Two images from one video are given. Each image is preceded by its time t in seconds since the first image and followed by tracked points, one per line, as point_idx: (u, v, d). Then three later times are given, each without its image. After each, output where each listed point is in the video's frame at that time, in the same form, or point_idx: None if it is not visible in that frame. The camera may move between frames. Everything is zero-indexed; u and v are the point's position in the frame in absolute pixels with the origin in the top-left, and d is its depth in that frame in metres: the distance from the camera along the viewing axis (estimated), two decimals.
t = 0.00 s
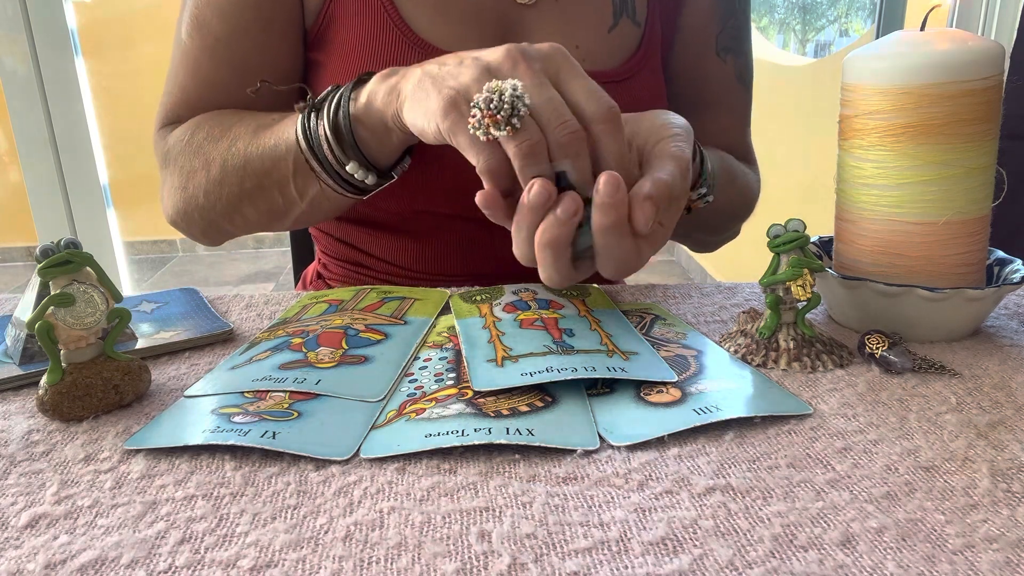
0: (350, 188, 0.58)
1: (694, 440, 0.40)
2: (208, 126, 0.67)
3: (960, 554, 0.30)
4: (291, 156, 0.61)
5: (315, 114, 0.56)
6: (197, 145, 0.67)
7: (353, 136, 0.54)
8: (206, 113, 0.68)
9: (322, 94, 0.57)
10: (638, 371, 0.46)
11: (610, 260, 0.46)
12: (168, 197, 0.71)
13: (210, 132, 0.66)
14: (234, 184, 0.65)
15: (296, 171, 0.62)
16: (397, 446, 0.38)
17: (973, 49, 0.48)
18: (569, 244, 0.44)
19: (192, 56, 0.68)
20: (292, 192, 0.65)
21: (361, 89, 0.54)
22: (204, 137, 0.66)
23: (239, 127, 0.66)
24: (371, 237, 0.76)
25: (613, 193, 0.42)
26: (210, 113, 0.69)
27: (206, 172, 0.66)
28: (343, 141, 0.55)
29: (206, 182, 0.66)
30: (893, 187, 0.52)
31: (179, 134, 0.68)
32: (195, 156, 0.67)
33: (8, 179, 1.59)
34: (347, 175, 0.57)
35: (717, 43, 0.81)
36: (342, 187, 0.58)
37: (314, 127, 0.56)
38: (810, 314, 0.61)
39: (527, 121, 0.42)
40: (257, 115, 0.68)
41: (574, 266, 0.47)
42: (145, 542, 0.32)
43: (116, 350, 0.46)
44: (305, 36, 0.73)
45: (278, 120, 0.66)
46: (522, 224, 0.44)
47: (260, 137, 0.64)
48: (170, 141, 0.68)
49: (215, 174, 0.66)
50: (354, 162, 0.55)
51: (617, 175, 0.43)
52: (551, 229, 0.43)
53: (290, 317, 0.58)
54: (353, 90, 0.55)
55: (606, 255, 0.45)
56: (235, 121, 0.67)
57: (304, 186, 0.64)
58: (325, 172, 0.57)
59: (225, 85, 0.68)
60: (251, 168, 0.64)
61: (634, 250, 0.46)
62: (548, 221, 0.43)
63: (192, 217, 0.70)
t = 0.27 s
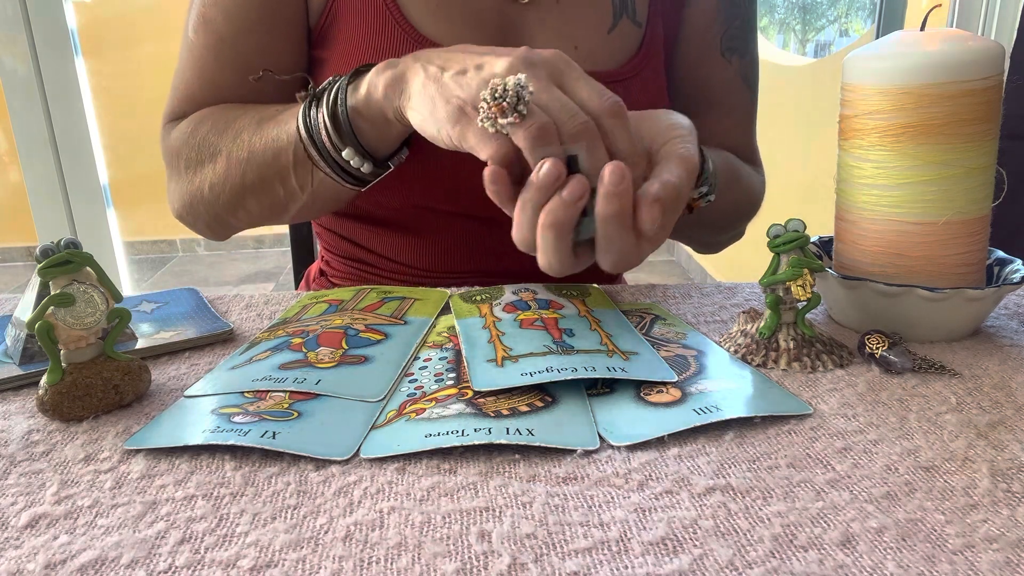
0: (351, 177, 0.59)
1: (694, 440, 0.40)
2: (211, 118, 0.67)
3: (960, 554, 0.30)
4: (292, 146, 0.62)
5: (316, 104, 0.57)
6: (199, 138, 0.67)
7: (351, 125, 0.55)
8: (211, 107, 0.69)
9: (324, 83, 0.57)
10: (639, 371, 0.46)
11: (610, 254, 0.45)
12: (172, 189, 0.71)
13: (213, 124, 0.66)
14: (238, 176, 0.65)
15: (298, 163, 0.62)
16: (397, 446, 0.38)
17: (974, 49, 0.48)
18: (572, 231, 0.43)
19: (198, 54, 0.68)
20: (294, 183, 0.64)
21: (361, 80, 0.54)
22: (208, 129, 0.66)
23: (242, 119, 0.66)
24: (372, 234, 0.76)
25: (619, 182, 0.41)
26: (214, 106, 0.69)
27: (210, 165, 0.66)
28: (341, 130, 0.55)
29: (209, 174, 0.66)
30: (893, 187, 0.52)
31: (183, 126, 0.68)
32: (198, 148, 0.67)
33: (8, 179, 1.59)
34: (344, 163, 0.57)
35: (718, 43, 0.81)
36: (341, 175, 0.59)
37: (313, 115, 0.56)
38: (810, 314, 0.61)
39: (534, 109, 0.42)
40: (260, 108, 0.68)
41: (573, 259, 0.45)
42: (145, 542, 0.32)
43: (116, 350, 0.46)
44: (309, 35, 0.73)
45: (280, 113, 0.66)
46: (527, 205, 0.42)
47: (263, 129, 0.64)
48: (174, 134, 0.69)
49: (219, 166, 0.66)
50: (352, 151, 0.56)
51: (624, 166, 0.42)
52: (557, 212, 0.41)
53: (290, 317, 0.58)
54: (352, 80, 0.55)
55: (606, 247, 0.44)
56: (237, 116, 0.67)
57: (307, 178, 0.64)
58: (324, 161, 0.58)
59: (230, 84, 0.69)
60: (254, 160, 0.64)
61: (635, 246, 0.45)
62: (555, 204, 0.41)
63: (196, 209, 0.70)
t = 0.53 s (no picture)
0: (343, 180, 0.59)
1: (694, 440, 0.40)
2: (211, 120, 0.67)
3: (960, 554, 0.30)
4: (287, 150, 0.62)
5: (307, 108, 0.57)
6: (196, 139, 0.67)
7: (341, 130, 0.55)
8: (211, 109, 0.69)
9: (314, 87, 0.57)
10: (638, 370, 0.46)
11: (585, 264, 0.46)
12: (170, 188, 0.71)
13: (212, 127, 0.66)
14: (237, 178, 0.65)
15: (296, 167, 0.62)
16: (397, 446, 0.38)
17: (974, 49, 0.48)
18: (550, 241, 0.44)
19: (198, 55, 0.68)
20: (290, 186, 0.65)
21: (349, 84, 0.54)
22: (207, 132, 0.66)
23: (241, 122, 0.66)
24: (370, 234, 0.76)
25: (597, 198, 0.42)
26: (214, 108, 0.69)
27: (210, 167, 0.66)
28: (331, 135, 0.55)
29: (209, 176, 0.67)
30: (893, 187, 0.52)
31: (184, 128, 0.68)
32: (195, 150, 0.67)
33: (8, 179, 1.58)
34: (336, 168, 0.57)
35: (718, 43, 0.81)
36: (333, 179, 0.59)
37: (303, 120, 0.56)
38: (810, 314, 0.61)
39: (522, 129, 0.42)
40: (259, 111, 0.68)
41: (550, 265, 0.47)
42: (145, 542, 0.32)
43: (116, 350, 0.46)
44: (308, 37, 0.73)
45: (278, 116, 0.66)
46: (506, 214, 0.43)
47: (261, 132, 0.63)
48: (175, 135, 0.69)
49: (219, 168, 0.66)
50: (342, 154, 0.56)
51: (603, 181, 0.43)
52: (536, 223, 0.43)
53: (290, 317, 0.58)
54: (341, 85, 0.55)
55: (584, 257, 0.46)
56: (235, 118, 0.66)
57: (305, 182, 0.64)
58: (316, 165, 0.58)
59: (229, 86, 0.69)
60: (253, 163, 0.64)
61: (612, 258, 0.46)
62: (534, 215, 0.43)
63: (197, 210, 0.70)
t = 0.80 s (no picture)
0: (350, 182, 0.59)
1: (694, 440, 0.40)
2: (212, 124, 0.67)
3: (960, 554, 0.30)
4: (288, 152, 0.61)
5: (313, 109, 0.56)
6: (199, 143, 0.66)
7: (349, 132, 0.55)
8: (210, 113, 0.68)
9: (318, 88, 0.57)
10: (638, 370, 0.46)
11: (590, 255, 0.45)
12: (174, 196, 0.71)
13: (213, 130, 0.66)
14: (239, 181, 0.65)
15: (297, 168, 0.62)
16: (397, 446, 0.38)
17: (974, 49, 0.48)
18: (553, 231, 0.43)
19: (196, 56, 0.67)
20: (293, 188, 0.64)
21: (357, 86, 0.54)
22: (207, 136, 0.66)
23: (241, 124, 0.66)
24: (370, 235, 0.76)
25: (601, 183, 0.41)
26: (213, 112, 0.69)
27: (211, 171, 0.66)
28: (339, 136, 0.55)
29: (211, 180, 0.66)
30: (893, 187, 0.52)
31: (184, 133, 0.68)
32: (199, 154, 0.66)
33: (8, 180, 1.59)
34: (345, 169, 0.57)
35: (717, 44, 0.81)
36: (339, 180, 0.59)
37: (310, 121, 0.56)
38: (810, 314, 0.61)
39: (525, 115, 0.41)
40: (258, 113, 0.68)
41: (554, 259, 0.45)
42: (145, 542, 0.32)
43: (116, 350, 0.46)
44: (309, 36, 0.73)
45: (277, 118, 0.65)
46: (508, 204, 0.42)
47: (261, 134, 0.63)
48: (175, 141, 0.68)
49: (221, 172, 0.66)
50: (349, 156, 0.56)
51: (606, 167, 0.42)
52: (537, 213, 0.41)
53: (290, 317, 0.58)
54: (348, 86, 0.55)
55: (588, 248, 0.44)
56: (235, 120, 0.66)
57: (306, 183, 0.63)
58: (322, 166, 0.58)
59: (228, 87, 0.68)
60: (254, 165, 0.63)
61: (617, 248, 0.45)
62: (536, 206, 0.41)
63: (200, 216, 0.70)
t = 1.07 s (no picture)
0: (372, 180, 0.59)
1: (694, 440, 0.40)
2: (217, 128, 0.67)
3: (960, 554, 0.30)
4: (301, 152, 0.62)
5: (330, 112, 0.56)
6: (205, 149, 0.66)
7: (372, 130, 0.55)
8: (213, 116, 0.68)
9: (333, 91, 0.57)
10: (639, 370, 0.46)
11: (632, 249, 0.48)
12: (176, 201, 0.70)
13: (220, 135, 0.66)
14: (249, 183, 0.65)
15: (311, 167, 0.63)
16: (397, 446, 0.38)
17: (974, 49, 0.48)
18: (603, 226, 0.45)
19: (196, 57, 0.67)
20: (307, 189, 0.65)
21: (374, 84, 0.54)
22: (213, 140, 0.66)
23: (248, 127, 0.66)
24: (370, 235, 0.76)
25: (649, 181, 0.44)
26: (214, 116, 0.68)
27: (218, 175, 0.66)
28: (362, 136, 0.55)
29: (218, 184, 0.66)
30: (893, 187, 0.52)
31: (185, 138, 0.68)
32: (206, 159, 0.66)
33: (8, 179, 1.58)
34: (368, 169, 0.57)
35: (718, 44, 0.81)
36: (363, 181, 0.59)
37: (331, 125, 0.56)
38: (810, 314, 0.61)
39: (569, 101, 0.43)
40: (263, 115, 0.68)
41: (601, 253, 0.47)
42: (145, 542, 0.32)
43: (116, 350, 0.47)
44: (312, 41, 0.73)
45: (285, 118, 0.66)
46: (560, 200, 0.44)
47: (271, 137, 0.64)
48: (177, 146, 0.68)
49: (229, 176, 0.66)
50: (376, 155, 0.56)
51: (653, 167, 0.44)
52: (592, 209, 0.43)
53: (290, 317, 0.58)
54: (364, 83, 0.55)
55: (632, 243, 0.47)
56: (243, 123, 0.67)
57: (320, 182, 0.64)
58: (347, 168, 0.57)
59: (227, 89, 0.68)
60: (267, 167, 0.64)
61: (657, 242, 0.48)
62: (588, 201, 0.43)
63: (205, 220, 0.70)
